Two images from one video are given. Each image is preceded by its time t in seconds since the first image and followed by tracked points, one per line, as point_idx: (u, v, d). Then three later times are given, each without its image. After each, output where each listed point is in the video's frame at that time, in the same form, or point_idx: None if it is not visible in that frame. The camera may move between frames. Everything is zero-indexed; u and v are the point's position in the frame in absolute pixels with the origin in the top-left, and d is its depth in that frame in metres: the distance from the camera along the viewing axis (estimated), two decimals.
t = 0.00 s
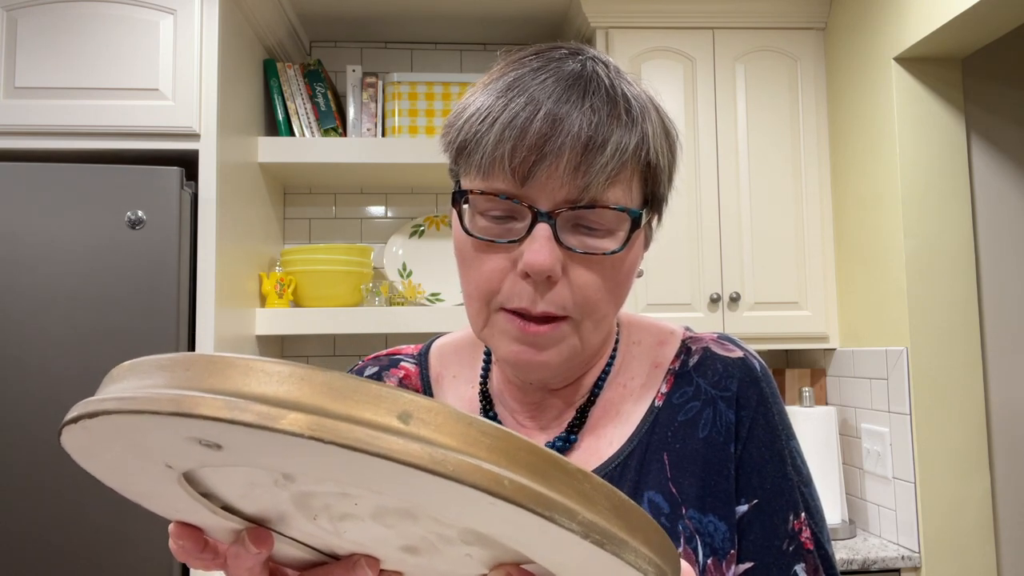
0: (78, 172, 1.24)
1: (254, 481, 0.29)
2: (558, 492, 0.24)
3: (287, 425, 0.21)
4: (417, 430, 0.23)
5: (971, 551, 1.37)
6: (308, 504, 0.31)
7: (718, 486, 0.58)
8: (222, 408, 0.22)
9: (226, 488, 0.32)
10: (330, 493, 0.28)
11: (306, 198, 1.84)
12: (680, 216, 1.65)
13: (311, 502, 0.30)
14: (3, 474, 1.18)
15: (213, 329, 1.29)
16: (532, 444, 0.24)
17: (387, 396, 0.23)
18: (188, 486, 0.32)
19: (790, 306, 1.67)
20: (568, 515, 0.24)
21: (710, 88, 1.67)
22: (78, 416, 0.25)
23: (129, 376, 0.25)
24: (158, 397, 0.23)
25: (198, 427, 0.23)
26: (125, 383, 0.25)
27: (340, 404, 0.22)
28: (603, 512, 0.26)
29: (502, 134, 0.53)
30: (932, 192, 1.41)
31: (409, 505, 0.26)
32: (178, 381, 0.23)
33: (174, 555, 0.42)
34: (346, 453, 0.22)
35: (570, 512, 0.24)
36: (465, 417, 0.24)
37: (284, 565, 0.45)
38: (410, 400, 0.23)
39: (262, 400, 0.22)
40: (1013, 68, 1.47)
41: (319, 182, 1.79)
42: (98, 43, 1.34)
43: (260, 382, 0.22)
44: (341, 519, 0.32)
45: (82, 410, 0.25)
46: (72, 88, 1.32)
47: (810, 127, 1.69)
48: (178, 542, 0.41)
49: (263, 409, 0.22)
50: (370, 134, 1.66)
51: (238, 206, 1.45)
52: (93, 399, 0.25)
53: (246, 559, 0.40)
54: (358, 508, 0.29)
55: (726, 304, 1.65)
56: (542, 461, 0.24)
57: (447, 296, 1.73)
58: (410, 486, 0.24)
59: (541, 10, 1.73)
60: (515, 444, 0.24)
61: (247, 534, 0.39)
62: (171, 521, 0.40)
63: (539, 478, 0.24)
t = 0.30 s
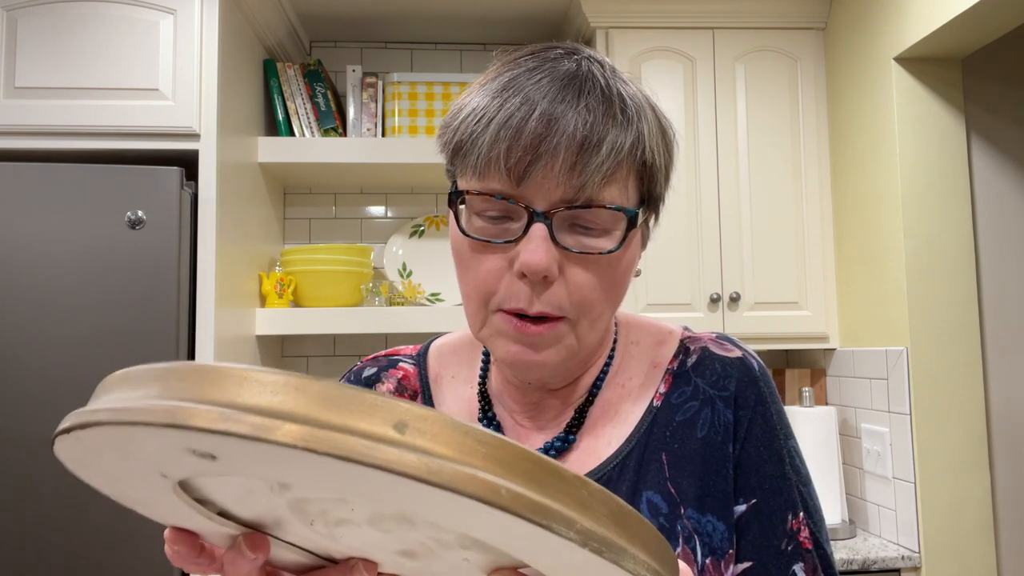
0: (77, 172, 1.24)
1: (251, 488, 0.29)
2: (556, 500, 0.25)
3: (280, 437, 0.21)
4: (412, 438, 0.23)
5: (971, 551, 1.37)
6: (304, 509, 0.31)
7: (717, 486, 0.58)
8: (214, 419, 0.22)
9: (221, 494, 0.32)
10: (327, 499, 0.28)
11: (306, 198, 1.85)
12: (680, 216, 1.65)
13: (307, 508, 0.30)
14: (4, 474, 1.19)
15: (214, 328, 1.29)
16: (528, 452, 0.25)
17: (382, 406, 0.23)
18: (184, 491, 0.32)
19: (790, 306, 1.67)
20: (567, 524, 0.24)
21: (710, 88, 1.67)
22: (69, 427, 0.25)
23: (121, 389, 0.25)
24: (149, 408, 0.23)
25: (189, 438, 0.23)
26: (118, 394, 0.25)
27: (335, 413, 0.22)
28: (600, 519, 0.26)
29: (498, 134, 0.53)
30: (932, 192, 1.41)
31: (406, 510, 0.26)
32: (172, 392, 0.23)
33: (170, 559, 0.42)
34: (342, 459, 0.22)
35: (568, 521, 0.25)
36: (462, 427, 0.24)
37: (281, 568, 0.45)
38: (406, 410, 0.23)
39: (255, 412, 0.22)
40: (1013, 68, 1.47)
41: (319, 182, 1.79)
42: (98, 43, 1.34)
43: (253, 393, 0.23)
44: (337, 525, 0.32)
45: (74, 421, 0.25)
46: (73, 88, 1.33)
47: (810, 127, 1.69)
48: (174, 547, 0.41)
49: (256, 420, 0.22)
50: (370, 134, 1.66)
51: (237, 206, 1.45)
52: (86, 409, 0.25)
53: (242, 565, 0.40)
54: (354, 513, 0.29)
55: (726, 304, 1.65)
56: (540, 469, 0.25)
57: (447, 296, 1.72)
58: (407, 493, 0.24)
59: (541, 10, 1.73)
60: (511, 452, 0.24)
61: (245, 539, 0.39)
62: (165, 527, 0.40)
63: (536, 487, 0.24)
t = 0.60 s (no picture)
0: (77, 172, 1.24)
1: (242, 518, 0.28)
2: (556, 537, 0.28)
3: (261, 495, 0.25)
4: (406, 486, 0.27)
5: (971, 551, 1.37)
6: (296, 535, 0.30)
7: (716, 486, 0.59)
8: (195, 478, 0.26)
9: (210, 524, 0.31)
10: (318, 526, 0.27)
11: (306, 199, 1.85)
12: (680, 215, 1.65)
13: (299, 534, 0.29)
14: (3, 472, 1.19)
15: (213, 329, 1.29)
16: (523, 493, 0.28)
17: (369, 457, 0.27)
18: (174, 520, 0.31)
19: (790, 306, 1.67)
20: (568, 560, 0.28)
21: (710, 88, 1.67)
22: (43, 485, 0.29)
23: (93, 455, 0.29)
24: (127, 470, 0.27)
25: (172, 496, 0.27)
26: (94, 454, 0.29)
27: (320, 468, 0.26)
28: (599, 550, 0.30)
29: (495, 134, 0.53)
30: (932, 192, 1.41)
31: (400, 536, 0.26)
32: (148, 453, 0.27)
33: None
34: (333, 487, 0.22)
35: (568, 556, 0.28)
36: (454, 471, 0.28)
37: None
38: (395, 459, 0.27)
39: (235, 472, 0.26)
40: (1013, 68, 1.47)
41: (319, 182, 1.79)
42: (98, 43, 1.34)
43: (231, 456, 0.26)
44: (331, 550, 0.31)
45: (48, 480, 0.29)
46: (73, 88, 1.33)
47: (810, 127, 1.69)
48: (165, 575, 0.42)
49: (238, 481, 0.26)
50: (370, 134, 1.66)
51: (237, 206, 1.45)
52: (59, 470, 0.29)
53: None
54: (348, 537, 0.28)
55: (726, 304, 1.65)
56: (532, 508, 0.28)
57: (447, 296, 1.72)
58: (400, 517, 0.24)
59: (541, 10, 1.73)
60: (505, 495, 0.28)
61: (235, 564, 0.38)
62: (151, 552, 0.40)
63: (534, 529, 0.28)
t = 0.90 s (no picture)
0: (78, 172, 1.24)
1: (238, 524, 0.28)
2: (554, 543, 0.28)
3: (254, 505, 0.25)
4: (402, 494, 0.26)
5: (971, 551, 1.37)
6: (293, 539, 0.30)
7: (716, 486, 0.59)
8: (188, 489, 0.26)
9: (209, 530, 0.31)
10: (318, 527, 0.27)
11: (306, 199, 1.85)
12: (680, 216, 1.65)
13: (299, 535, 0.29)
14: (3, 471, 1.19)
15: (213, 329, 1.29)
16: (520, 499, 0.28)
17: (363, 465, 0.27)
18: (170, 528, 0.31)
19: (790, 306, 1.67)
20: (567, 566, 0.28)
21: (710, 88, 1.67)
22: (40, 494, 0.30)
23: (88, 465, 0.29)
24: (121, 481, 0.27)
25: (166, 506, 0.27)
26: (90, 464, 0.29)
27: (313, 476, 0.26)
28: (598, 556, 0.30)
29: (494, 133, 0.53)
30: (932, 192, 1.41)
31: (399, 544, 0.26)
32: (143, 463, 0.27)
33: None
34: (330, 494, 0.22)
35: (567, 562, 0.28)
36: (450, 478, 0.28)
37: None
38: (390, 466, 0.27)
39: (229, 482, 0.26)
40: (1013, 67, 1.47)
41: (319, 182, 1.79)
42: (98, 43, 1.34)
43: (225, 466, 0.26)
44: (330, 552, 0.31)
45: (44, 490, 0.30)
46: (73, 88, 1.33)
47: (809, 127, 1.69)
48: None
49: (232, 491, 0.26)
50: (370, 134, 1.66)
51: (237, 206, 1.45)
52: (55, 479, 0.30)
53: None
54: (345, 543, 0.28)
55: (726, 304, 1.65)
56: (528, 514, 0.28)
57: (447, 296, 1.72)
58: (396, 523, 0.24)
59: (541, 10, 1.73)
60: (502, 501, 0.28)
61: (233, 566, 0.38)
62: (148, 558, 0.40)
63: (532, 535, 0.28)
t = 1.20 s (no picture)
0: (77, 172, 1.24)
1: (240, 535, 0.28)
2: (555, 556, 0.30)
3: (254, 522, 0.26)
4: (402, 510, 0.28)
5: (971, 551, 1.37)
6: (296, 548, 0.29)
7: (716, 487, 0.59)
8: (188, 505, 0.27)
9: (211, 537, 0.30)
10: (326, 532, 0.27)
11: (305, 199, 1.85)
12: (680, 215, 1.65)
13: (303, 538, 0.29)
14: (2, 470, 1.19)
15: (213, 329, 1.29)
16: (520, 513, 0.29)
17: (364, 482, 0.28)
18: (173, 534, 0.31)
19: (790, 306, 1.67)
20: None
21: (710, 89, 1.67)
22: (40, 507, 0.30)
23: (88, 478, 0.30)
24: (123, 496, 0.28)
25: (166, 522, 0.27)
26: (91, 477, 0.30)
27: (314, 492, 0.27)
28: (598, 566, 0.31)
29: (494, 133, 0.53)
30: (932, 192, 1.41)
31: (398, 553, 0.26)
32: (144, 478, 0.28)
33: None
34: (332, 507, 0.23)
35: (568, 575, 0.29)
36: (451, 493, 0.29)
37: None
38: (391, 482, 0.28)
39: (229, 497, 0.27)
40: (1013, 68, 1.47)
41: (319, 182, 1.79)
42: (98, 42, 1.34)
43: (224, 482, 0.27)
44: (332, 557, 0.31)
45: (44, 503, 0.30)
46: (73, 88, 1.33)
47: (810, 127, 1.69)
48: None
49: (232, 507, 0.27)
50: (370, 134, 1.66)
51: (237, 205, 1.45)
52: (57, 491, 0.30)
53: None
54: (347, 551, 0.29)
55: (726, 304, 1.65)
56: (532, 527, 0.30)
57: (447, 296, 1.72)
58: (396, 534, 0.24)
59: (541, 10, 1.73)
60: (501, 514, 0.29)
61: (236, 567, 0.38)
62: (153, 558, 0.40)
63: (531, 550, 0.29)
